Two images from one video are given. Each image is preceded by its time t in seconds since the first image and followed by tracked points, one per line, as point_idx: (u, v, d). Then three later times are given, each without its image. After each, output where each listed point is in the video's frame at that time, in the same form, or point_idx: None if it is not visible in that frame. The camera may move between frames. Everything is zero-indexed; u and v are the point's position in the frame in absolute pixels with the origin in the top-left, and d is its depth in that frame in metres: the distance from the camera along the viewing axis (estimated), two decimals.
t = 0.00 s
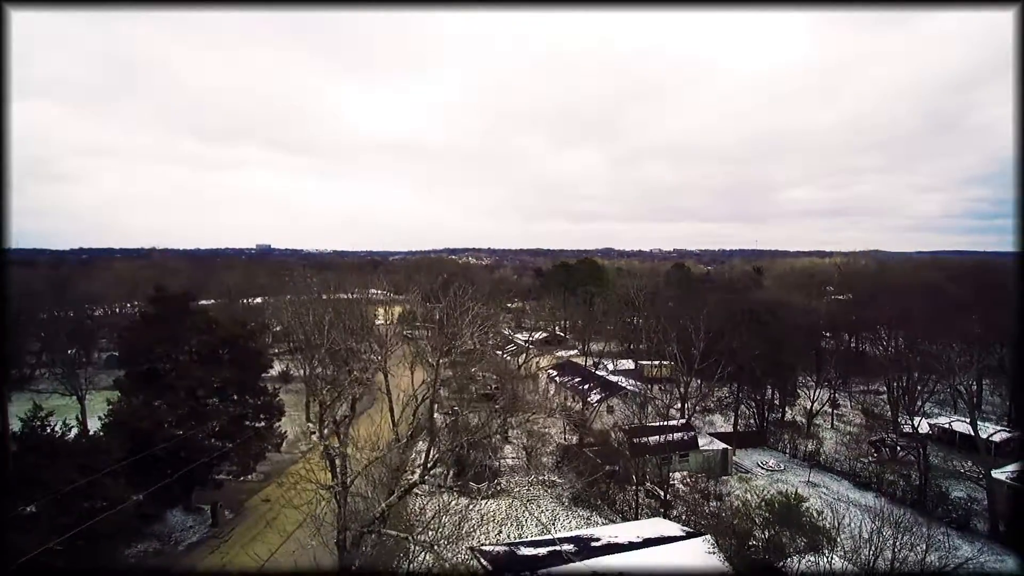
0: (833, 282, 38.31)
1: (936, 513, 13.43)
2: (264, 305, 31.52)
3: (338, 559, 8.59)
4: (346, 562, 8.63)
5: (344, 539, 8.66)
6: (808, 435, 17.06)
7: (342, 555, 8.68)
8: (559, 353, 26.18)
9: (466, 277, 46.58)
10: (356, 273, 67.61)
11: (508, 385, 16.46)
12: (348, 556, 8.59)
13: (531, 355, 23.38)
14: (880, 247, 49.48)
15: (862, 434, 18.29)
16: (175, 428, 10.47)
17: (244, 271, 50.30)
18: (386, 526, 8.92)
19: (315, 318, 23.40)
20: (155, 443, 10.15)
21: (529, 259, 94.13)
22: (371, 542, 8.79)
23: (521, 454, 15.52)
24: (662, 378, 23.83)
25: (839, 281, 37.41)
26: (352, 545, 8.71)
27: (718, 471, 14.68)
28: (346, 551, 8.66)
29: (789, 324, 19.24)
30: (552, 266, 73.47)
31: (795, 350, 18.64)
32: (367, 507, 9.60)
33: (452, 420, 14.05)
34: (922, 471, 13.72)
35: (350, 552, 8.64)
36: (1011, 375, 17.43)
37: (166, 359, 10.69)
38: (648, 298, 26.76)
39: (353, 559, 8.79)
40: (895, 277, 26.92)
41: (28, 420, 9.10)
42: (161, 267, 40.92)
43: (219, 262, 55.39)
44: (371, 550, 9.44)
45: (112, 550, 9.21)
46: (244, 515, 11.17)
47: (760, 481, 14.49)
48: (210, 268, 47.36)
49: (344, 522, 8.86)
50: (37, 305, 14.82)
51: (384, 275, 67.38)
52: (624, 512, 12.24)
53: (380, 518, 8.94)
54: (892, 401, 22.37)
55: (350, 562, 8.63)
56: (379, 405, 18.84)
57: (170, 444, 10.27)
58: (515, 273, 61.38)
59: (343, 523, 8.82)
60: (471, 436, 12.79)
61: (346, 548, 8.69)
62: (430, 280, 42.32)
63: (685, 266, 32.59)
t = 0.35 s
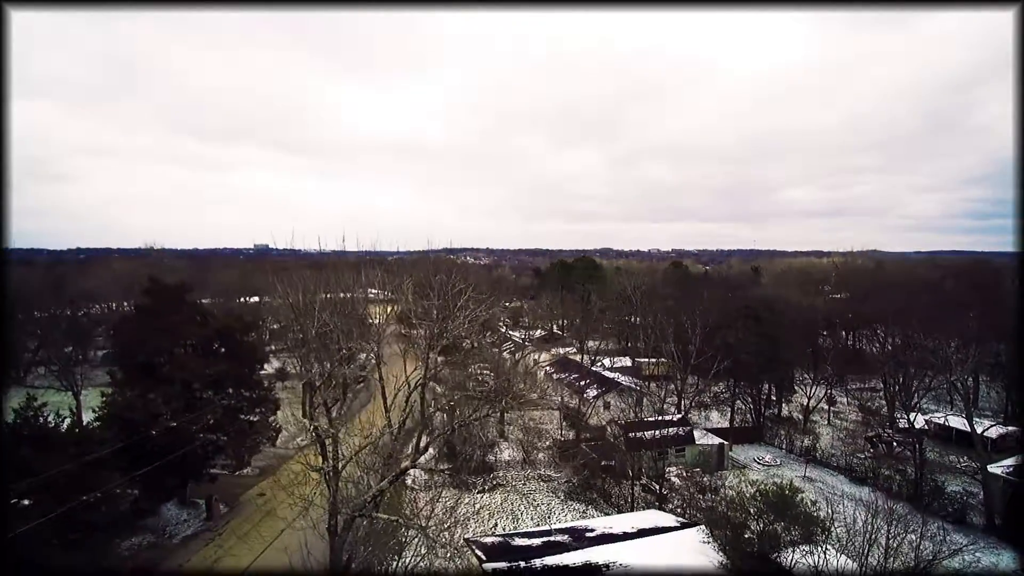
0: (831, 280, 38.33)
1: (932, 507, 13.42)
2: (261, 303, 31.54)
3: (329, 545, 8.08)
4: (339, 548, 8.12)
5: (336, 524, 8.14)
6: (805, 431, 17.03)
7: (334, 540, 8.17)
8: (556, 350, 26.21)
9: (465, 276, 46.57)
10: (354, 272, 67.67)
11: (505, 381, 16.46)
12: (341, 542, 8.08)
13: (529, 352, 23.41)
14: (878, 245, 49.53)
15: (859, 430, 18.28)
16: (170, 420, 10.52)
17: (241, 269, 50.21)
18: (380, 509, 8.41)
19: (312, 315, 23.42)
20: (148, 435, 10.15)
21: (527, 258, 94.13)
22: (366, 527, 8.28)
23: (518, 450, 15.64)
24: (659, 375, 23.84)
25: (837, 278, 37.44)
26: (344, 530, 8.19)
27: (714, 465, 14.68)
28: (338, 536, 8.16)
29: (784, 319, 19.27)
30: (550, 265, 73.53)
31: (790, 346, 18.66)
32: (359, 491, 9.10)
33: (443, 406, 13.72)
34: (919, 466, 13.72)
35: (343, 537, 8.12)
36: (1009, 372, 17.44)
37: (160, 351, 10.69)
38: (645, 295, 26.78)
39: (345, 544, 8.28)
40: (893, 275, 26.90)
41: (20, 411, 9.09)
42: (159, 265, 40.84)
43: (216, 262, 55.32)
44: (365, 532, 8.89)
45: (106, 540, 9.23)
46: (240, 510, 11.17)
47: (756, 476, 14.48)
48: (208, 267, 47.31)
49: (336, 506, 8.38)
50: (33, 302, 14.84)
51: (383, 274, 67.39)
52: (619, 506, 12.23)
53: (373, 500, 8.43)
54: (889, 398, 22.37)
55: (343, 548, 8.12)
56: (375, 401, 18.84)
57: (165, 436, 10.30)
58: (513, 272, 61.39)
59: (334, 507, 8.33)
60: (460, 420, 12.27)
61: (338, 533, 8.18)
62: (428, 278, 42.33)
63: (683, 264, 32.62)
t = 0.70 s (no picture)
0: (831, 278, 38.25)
1: (930, 502, 13.40)
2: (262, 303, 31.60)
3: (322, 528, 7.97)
4: (333, 531, 8.01)
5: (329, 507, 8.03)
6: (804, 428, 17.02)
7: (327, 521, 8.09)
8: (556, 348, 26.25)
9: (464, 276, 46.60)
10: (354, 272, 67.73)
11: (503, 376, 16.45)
12: (334, 525, 7.97)
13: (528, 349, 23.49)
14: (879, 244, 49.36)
15: (858, 425, 18.29)
16: (167, 411, 10.57)
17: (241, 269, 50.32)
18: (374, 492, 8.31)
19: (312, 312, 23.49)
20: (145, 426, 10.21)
21: (528, 258, 94.10)
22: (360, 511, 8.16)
23: (517, 445, 15.72)
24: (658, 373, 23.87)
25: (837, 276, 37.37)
26: (337, 512, 8.09)
27: (712, 460, 14.68)
28: (331, 518, 8.07)
29: (782, 315, 19.31)
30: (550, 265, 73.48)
31: (788, 341, 18.69)
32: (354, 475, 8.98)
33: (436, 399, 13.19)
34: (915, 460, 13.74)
35: (337, 520, 8.01)
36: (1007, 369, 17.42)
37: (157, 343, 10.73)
38: (644, 293, 26.81)
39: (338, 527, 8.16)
40: (893, 273, 26.81)
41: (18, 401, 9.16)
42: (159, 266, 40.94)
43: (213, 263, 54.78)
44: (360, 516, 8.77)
45: (103, 531, 9.24)
46: (237, 502, 11.20)
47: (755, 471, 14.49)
48: (207, 267, 47.35)
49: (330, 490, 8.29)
50: (30, 298, 14.72)
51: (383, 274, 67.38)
52: (616, 499, 12.21)
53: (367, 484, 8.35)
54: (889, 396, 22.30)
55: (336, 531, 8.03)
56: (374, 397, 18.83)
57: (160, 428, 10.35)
58: (513, 272, 61.35)
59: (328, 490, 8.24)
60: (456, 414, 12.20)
61: (332, 515, 8.06)
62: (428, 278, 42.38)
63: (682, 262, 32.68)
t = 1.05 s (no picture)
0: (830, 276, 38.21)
1: (929, 497, 13.32)
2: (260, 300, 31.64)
3: (311, 511, 7.15)
4: (324, 515, 7.18)
5: (320, 488, 7.26)
6: (801, 423, 17.06)
7: (316, 506, 7.25)
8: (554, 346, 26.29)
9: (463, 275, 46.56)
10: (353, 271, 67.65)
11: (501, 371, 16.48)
12: (325, 507, 7.16)
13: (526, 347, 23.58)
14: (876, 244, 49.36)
15: (856, 421, 18.28)
16: (163, 403, 10.58)
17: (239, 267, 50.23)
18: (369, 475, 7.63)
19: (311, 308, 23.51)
20: (141, 417, 10.24)
21: (527, 258, 94.11)
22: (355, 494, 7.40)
23: (514, 441, 15.81)
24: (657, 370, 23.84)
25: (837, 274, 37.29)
26: (329, 494, 7.31)
27: (710, 455, 14.66)
28: (321, 502, 7.25)
29: (780, 310, 19.33)
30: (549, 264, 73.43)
31: (786, 337, 18.70)
32: (344, 462, 8.27)
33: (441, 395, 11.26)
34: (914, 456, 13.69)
35: (329, 502, 7.21)
36: (1008, 364, 17.34)
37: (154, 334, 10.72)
38: (643, 291, 26.84)
39: (329, 512, 7.35)
40: (891, 271, 26.80)
41: (16, 390, 9.18)
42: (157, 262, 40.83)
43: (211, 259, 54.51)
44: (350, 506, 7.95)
45: (100, 521, 9.27)
46: (233, 496, 11.21)
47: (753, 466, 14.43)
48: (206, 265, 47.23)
49: (320, 471, 7.55)
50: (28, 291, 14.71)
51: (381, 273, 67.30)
52: (614, 493, 12.17)
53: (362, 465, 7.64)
54: (887, 392, 22.24)
55: (327, 515, 7.21)
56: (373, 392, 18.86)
57: (157, 418, 10.44)
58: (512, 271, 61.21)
59: (319, 472, 7.53)
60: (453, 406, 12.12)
61: (322, 499, 7.26)
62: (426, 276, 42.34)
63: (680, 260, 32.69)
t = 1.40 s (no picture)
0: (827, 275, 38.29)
1: (928, 491, 13.29)
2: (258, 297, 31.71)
3: (302, 495, 6.93)
4: (315, 500, 6.94)
5: (311, 471, 7.05)
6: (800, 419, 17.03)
7: (307, 490, 7.03)
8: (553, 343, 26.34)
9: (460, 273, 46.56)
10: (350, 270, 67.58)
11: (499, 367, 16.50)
12: (317, 491, 6.94)
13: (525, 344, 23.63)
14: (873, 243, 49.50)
15: (854, 417, 18.25)
16: (159, 394, 10.60)
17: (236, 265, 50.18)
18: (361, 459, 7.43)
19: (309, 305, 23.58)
20: (137, 408, 10.26)
21: (526, 257, 94.29)
22: (348, 478, 7.18)
23: (511, 436, 15.79)
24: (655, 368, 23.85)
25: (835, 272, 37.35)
26: (321, 477, 7.10)
27: (707, 449, 14.66)
28: (312, 486, 7.02)
29: (778, 305, 19.39)
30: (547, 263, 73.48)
31: (784, 332, 18.75)
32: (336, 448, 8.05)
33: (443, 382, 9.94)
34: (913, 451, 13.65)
35: (321, 485, 7.00)
36: (1006, 360, 17.32)
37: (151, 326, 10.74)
38: (642, 288, 26.88)
39: (321, 497, 7.13)
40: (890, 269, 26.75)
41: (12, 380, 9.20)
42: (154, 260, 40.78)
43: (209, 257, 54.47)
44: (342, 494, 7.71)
45: (96, 512, 9.33)
46: (229, 489, 11.23)
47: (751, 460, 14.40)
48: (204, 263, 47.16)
49: (312, 456, 7.34)
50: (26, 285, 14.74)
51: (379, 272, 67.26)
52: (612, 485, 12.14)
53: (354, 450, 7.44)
54: (886, 389, 22.22)
55: (319, 499, 6.98)
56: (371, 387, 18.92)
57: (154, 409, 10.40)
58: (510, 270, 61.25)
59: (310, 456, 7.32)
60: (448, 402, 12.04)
61: (313, 482, 7.03)
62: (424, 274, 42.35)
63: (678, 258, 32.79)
